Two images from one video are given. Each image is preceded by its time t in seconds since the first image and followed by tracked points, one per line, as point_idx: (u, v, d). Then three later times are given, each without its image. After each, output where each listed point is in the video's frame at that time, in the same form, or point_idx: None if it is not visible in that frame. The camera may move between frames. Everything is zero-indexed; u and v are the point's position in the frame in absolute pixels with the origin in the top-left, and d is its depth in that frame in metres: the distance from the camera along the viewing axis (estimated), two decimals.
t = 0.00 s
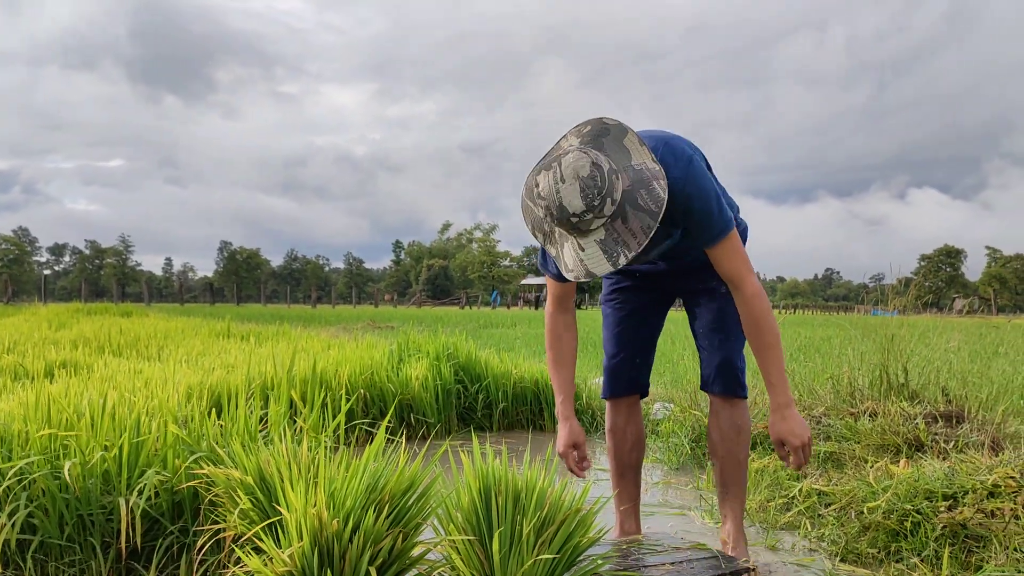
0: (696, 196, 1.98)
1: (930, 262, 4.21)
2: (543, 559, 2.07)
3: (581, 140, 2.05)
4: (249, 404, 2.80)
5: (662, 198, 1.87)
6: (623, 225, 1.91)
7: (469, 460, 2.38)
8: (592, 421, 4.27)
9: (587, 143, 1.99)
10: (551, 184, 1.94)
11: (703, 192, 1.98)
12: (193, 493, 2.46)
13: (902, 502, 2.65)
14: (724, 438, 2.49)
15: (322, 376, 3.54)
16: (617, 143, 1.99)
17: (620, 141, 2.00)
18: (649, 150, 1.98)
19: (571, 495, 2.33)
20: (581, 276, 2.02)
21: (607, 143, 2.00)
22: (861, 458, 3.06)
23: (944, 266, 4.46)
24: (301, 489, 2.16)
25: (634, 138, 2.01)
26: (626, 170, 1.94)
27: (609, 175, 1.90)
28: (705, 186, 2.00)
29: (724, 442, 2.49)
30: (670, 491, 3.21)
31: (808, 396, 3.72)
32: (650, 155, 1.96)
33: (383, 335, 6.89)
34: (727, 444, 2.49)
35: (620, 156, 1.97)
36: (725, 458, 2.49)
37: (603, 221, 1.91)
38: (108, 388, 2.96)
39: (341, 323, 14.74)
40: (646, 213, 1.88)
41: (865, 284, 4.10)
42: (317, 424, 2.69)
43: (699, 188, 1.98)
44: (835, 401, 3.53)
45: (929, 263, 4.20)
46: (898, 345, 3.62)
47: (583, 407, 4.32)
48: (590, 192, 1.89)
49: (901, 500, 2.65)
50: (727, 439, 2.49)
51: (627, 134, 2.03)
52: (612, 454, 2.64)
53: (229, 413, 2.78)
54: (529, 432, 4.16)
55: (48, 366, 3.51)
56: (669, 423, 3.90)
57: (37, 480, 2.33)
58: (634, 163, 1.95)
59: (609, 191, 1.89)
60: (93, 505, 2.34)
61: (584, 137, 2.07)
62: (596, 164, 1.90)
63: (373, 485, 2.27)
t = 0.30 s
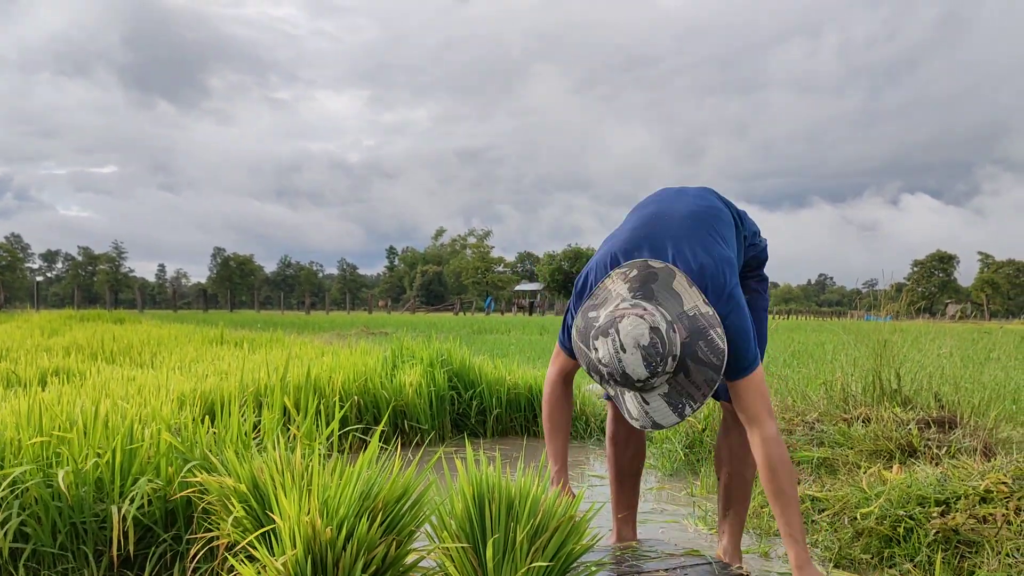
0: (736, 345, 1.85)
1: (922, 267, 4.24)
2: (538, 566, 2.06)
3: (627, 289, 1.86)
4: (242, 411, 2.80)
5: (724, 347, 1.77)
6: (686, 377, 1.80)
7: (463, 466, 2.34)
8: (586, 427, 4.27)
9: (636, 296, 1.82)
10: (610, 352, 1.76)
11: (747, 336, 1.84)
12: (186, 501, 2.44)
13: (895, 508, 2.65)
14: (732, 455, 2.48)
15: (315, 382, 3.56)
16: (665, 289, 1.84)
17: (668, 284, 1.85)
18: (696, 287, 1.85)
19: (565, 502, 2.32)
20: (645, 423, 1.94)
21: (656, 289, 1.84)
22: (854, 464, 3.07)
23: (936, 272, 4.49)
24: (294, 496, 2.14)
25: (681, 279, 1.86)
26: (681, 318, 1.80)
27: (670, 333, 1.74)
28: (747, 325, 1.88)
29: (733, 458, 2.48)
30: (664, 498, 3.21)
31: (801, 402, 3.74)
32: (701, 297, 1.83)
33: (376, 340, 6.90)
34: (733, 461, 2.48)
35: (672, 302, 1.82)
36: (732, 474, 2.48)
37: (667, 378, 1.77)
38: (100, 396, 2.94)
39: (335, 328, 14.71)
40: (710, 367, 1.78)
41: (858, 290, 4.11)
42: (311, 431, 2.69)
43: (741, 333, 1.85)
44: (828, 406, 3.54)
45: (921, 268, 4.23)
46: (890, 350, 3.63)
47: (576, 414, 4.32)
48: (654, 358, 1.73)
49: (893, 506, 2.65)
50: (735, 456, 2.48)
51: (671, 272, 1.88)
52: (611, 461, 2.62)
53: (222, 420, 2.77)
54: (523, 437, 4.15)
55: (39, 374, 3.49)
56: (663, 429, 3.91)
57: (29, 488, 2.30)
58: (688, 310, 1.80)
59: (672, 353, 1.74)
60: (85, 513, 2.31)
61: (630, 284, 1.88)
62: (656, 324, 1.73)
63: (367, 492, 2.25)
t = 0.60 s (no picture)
0: (728, 319, 1.84)
1: (913, 271, 4.28)
2: (530, 571, 2.05)
3: (615, 257, 1.88)
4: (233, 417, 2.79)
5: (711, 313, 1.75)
6: (671, 344, 1.78)
7: (455, 471, 2.33)
8: (579, 431, 4.28)
9: (623, 260, 1.84)
10: (592, 312, 1.77)
11: (738, 309, 1.83)
12: (177, 507, 2.42)
13: (886, 511, 2.66)
14: (726, 461, 2.47)
15: (307, 387, 3.56)
16: (653, 257, 1.84)
17: (656, 253, 1.85)
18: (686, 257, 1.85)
19: (556, 506, 2.30)
20: (625, 395, 1.87)
21: (643, 256, 1.85)
22: (845, 467, 3.09)
23: (927, 276, 4.54)
24: (286, 502, 2.12)
25: (670, 248, 1.87)
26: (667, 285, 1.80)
27: (655, 295, 1.74)
28: (739, 301, 1.86)
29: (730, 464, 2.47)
30: (657, 502, 3.21)
31: (793, 405, 3.76)
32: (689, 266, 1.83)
33: (369, 347, 6.90)
34: (728, 466, 2.47)
35: (659, 269, 1.82)
36: (725, 480, 2.47)
37: (651, 342, 1.76)
38: (90, 402, 2.93)
39: (328, 334, 14.69)
40: (693, 331, 1.76)
41: (850, 294, 4.14)
42: (303, 437, 2.68)
43: (733, 306, 1.84)
44: (820, 410, 3.57)
45: (912, 272, 4.27)
46: (882, 353, 3.65)
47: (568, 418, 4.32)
48: (636, 317, 1.72)
49: (885, 509, 2.66)
50: (730, 462, 2.47)
51: (661, 242, 1.89)
52: (607, 465, 2.61)
53: (213, 426, 2.76)
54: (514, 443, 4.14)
55: (29, 381, 3.46)
56: (655, 434, 3.93)
57: (19, 495, 2.27)
58: (675, 276, 1.80)
59: (656, 314, 1.73)
60: (75, 520, 2.28)
61: (618, 252, 1.90)
62: (640, 284, 1.74)
63: (358, 498, 2.24)
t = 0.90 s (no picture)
0: (689, 308, 1.83)
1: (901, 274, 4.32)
2: None
3: (581, 249, 1.94)
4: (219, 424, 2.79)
5: (636, 333, 1.80)
6: (591, 345, 1.85)
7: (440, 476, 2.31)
8: (569, 436, 4.28)
9: (582, 253, 1.91)
10: (530, 287, 1.87)
11: (696, 297, 1.82)
12: (161, 516, 2.41)
13: (873, 514, 2.65)
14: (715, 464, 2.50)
15: (295, 394, 3.56)
16: (613, 259, 1.89)
17: (619, 258, 1.89)
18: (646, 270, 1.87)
19: (542, 512, 2.30)
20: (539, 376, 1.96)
21: (604, 256, 1.91)
22: (833, 470, 3.10)
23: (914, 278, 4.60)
24: (268, 510, 2.11)
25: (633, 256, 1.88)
26: (613, 289, 1.86)
27: (590, 295, 1.81)
28: (697, 290, 1.84)
29: (720, 462, 2.49)
30: (646, 506, 3.21)
31: (782, 409, 3.80)
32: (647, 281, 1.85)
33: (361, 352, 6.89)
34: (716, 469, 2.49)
35: (612, 273, 1.87)
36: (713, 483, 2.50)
37: (572, 337, 1.85)
38: (75, 410, 2.92)
39: (320, 340, 14.64)
40: (614, 342, 1.82)
41: (839, 297, 4.16)
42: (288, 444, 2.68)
43: (691, 295, 1.83)
44: (809, 412, 3.60)
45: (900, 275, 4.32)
46: (869, 356, 3.67)
47: (558, 423, 4.31)
48: (564, 307, 1.81)
49: (872, 512, 2.65)
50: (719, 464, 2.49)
51: (628, 247, 1.91)
52: (593, 469, 2.62)
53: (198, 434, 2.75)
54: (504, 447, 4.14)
55: (15, 389, 3.44)
56: (645, 438, 3.94)
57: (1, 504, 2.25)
58: (625, 285, 1.84)
59: (585, 310, 1.81)
60: (58, 529, 2.27)
61: (586, 245, 1.96)
62: (581, 278, 1.82)
63: (342, 505, 2.23)
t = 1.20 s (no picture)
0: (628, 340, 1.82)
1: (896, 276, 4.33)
2: None
3: (544, 301, 1.96)
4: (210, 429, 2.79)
5: (565, 402, 1.92)
6: (525, 398, 1.98)
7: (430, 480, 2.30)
8: (564, 438, 4.29)
9: (541, 310, 1.94)
10: (483, 332, 1.94)
11: (637, 328, 1.80)
12: (153, 521, 2.40)
13: (866, 515, 2.65)
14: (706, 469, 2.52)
15: (289, 398, 3.56)
16: (568, 323, 1.92)
17: (574, 323, 1.92)
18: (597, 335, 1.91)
19: (535, 515, 2.30)
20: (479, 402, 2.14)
21: (562, 315, 1.93)
22: (827, 472, 3.11)
23: (908, 279, 4.63)
24: (259, 515, 2.11)
25: (589, 322, 1.91)
26: (559, 351, 1.94)
27: (532, 360, 1.90)
28: (643, 320, 1.82)
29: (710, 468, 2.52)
30: (640, 509, 3.21)
31: (776, 410, 3.82)
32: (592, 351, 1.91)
33: (357, 355, 6.89)
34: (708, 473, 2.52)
35: (563, 336, 1.93)
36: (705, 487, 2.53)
37: (510, 388, 1.99)
38: (67, 416, 2.91)
39: (317, 343, 14.60)
40: (546, 403, 1.95)
41: (833, 298, 4.16)
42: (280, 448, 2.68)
43: (635, 327, 1.81)
44: (803, 414, 3.62)
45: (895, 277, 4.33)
46: (863, 357, 3.68)
47: (552, 426, 4.31)
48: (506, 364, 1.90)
49: (865, 513, 2.65)
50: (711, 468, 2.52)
51: (586, 310, 1.92)
52: (577, 471, 2.62)
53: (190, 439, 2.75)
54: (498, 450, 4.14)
55: (7, 395, 3.44)
56: (640, 440, 3.94)
57: None
58: (571, 352, 1.92)
59: (526, 370, 1.91)
60: (50, 535, 2.26)
61: (550, 298, 1.98)
62: (527, 342, 1.88)
63: (333, 510, 2.23)
